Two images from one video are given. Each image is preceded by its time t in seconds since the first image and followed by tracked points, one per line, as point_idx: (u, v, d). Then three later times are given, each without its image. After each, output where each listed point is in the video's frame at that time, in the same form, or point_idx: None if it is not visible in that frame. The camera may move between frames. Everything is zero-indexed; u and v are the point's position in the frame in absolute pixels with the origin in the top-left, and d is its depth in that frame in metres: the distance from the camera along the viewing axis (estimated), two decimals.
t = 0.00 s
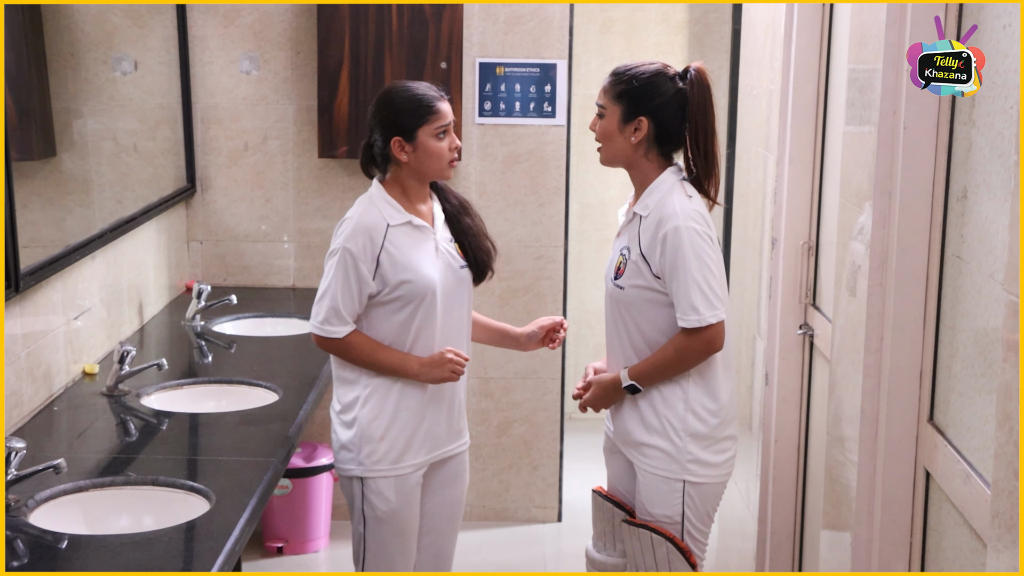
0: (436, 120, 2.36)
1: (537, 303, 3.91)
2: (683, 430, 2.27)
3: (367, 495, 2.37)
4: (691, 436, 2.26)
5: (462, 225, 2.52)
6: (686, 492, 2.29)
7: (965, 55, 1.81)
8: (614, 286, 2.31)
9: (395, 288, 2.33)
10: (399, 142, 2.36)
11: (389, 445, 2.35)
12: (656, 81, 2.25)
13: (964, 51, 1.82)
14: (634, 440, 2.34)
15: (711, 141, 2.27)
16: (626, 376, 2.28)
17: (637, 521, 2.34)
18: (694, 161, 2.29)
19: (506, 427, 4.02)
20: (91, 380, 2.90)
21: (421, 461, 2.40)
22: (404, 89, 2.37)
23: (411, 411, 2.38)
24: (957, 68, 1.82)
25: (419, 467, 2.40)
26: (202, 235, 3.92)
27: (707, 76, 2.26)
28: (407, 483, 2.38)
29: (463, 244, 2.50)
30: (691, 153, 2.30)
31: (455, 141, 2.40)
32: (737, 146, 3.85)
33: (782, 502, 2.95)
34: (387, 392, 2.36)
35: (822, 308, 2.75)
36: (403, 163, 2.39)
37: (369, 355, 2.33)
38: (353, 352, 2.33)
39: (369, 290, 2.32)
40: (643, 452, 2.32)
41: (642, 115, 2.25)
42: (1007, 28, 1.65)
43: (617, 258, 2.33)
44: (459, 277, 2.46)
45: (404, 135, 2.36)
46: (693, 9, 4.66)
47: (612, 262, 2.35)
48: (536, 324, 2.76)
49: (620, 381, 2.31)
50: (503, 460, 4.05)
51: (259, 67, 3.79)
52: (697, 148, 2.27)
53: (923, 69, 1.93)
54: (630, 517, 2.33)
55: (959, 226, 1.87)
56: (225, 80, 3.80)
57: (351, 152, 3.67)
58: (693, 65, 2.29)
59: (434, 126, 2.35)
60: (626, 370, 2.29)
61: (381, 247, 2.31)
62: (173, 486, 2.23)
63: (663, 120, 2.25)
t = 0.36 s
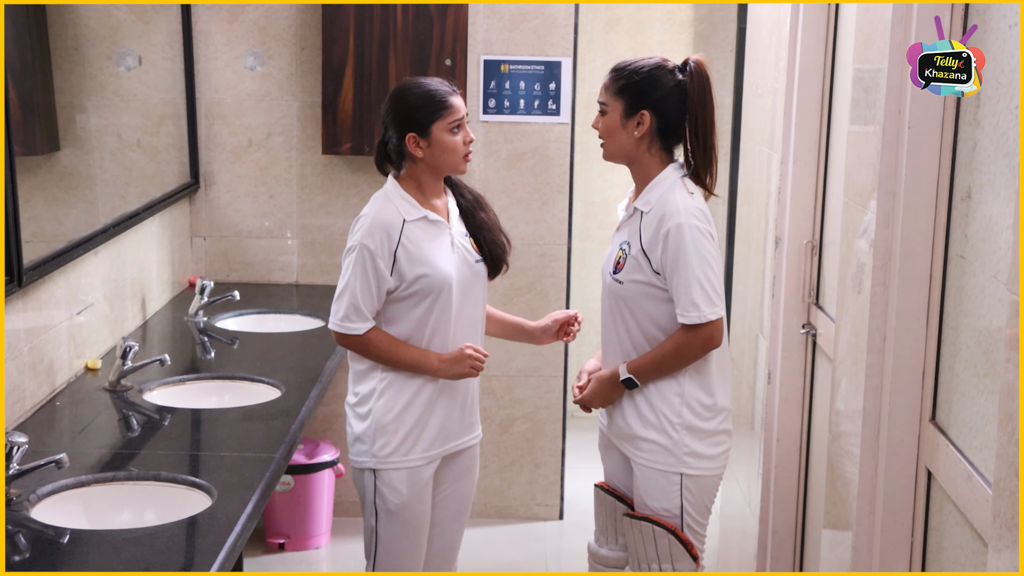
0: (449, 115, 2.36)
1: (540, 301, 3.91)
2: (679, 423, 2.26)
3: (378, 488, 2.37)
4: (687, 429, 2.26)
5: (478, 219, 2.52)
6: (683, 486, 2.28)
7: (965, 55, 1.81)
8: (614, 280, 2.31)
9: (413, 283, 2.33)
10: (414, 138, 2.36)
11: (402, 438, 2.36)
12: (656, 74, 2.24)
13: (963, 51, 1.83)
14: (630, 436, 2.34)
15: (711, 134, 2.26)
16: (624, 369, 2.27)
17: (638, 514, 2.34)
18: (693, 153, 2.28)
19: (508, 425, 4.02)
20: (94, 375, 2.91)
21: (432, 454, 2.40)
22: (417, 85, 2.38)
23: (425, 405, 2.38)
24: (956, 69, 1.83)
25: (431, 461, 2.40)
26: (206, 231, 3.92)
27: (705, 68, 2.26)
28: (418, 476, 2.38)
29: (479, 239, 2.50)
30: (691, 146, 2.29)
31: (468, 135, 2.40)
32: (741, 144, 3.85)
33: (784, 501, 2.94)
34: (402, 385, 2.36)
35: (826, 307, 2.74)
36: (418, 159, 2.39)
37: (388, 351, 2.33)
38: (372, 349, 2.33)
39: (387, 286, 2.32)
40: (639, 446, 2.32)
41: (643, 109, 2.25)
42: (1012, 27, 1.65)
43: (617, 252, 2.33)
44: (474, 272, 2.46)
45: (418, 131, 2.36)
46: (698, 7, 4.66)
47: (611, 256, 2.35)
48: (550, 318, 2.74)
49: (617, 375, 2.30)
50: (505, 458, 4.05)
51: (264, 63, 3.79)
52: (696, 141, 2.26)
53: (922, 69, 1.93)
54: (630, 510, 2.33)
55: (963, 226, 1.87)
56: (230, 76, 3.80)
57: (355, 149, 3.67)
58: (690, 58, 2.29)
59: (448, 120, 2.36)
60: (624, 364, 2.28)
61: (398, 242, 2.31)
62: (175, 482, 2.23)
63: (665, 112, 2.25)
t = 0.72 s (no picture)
0: (446, 110, 2.36)
1: (535, 298, 3.91)
2: (672, 420, 2.26)
3: (379, 481, 2.37)
4: (679, 426, 2.26)
5: (478, 216, 2.54)
6: (677, 482, 2.29)
7: (965, 54, 1.80)
8: (610, 275, 2.32)
9: (415, 279, 2.33)
10: (412, 135, 2.36)
11: (401, 431, 2.36)
12: (651, 71, 2.24)
13: (963, 51, 1.81)
14: (624, 432, 2.34)
15: (706, 129, 2.26)
16: (619, 365, 2.28)
17: (634, 510, 2.34)
18: (689, 147, 2.29)
19: (502, 422, 4.02)
20: (87, 370, 2.90)
21: (431, 447, 2.41)
22: (413, 82, 2.38)
23: (423, 398, 2.38)
24: (957, 68, 1.81)
25: (430, 453, 2.41)
26: (200, 226, 3.91)
27: (699, 65, 2.26)
28: (418, 469, 2.39)
29: (479, 234, 2.51)
30: (686, 142, 2.29)
31: (466, 129, 2.40)
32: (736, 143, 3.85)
33: (776, 499, 2.95)
34: (402, 378, 2.36)
35: (819, 306, 2.74)
36: (418, 155, 2.39)
37: (394, 346, 2.33)
38: (378, 344, 2.33)
39: (390, 282, 2.32)
40: (633, 443, 2.32)
41: (640, 106, 2.24)
42: (1007, 26, 1.65)
43: (612, 246, 2.33)
44: (475, 267, 2.46)
45: (416, 128, 2.36)
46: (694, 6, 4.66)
47: (607, 251, 2.36)
48: (550, 305, 2.73)
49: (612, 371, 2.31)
50: (499, 455, 4.05)
51: (259, 58, 3.78)
52: (692, 136, 2.27)
53: (922, 69, 1.92)
54: (625, 506, 2.33)
55: (956, 225, 1.87)
56: (225, 71, 3.80)
57: (350, 145, 3.66)
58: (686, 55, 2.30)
59: (445, 115, 2.35)
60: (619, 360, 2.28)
61: (400, 238, 2.31)
62: (168, 477, 2.23)
63: (659, 110, 2.25)
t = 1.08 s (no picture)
0: (445, 109, 2.36)
1: (533, 296, 3.91)
2: (676, 418, 2.27)
3: (376, 481, 2.38)
4: (684, 424, 2.26)
5: (473, 214, 2.54)
6: (680, 480, 2.29)
7: (965, 55, 1.79)
8: (614, 270, 2.32)
9: (411, 276, 2.33)
10: (410, 134, 2.36)
11: (398, 431, 2.37)
12: (656, 69, 2.24)
13: (963, 51, 1.80)
14: (628, 429, 2.34)
15: (712, 126, 2.26)
16: (622, 362, 2.28)
17: (637, 507, 2.34)
18: (695, 145, 2.28)
19: (502, 421, 4.02)
20: (86, 371, 2.90)
21: (429, 446, 2.41)
22: (413, 80, 2.38)
23: (422, 397, 2.39)
24: (957, 68, 1.80)
25: (427, 452, 2.41)
26: (199, 227, 3.92)
27: (704, 62, 2.25)
28: (415, 469, 2.40)
29: (474, 232, 2.52)
30: (692, 139, 2.29)
31: (465, 128, 2.40)
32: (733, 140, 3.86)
33: (776, 495, 2.95)
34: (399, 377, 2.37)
35: (818, 303, 2.74)
36: (416, 154, 2.40)
37: (393, 343, 2.33)
38: (377, 342, 2.33)
39: (387, 280, 2.32)
40: (637, 440, 2.32)
41: (644, 105, 2.25)
42: (1004, 22, 1.65)
43: (616, 242, 2.33)
44: (470, 265, 2.47)
45: (414, 126, 2.36)
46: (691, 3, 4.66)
47: (611, 246, 2.36)
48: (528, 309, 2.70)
49: (615, 366, 2.31)
50: (498, 454, 4.05)
51: (256, 58, 3.78)
52: (697, 133, 2.27)
53: (922, 68, 1.92)
54: (629, 504, 2.34)
55: (953, 221, 1.87)
56: (222, 71, 3.80)
57: (347, 145, 3.66)
58: (691, 53, 2.29)
59: (443, 114, 2.36)
60: (622, 357, 2.28)
61: (397, 236, 2.31)
62: (168, 477, 2.23)
63: (664, 108, 2.25)
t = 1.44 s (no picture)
0: (445, 114, 2.37)
1: (534, 294, 3.91)
2: (688, 416, 2.27)
3: (370, 483, 2.39)
4: (696, 422, 2.27)
5: (465, 216, 2.56)
6: (691, 478, 2.29)
7: (965, 54, 1.79)
8: (623, 269, 2.31)
9: (403, 278, 2.34)
10: (407, 135, 2.37)
11: (393, 434, 2.37)
12: (661, 67, 2.24)
13: (963, 51, 1.80)
14: (639, 427, 2.35)
15: (718, 123, 2.27)
16: (633, 360, 2.28)
17: (648, 505, 2.35)
18: (703, 142, 2.29)
19: (504, 419, 4.03)
20: (89, 372, 2.91)
21: (424, 449, 2.42)
22: (412, 81, 2.38)
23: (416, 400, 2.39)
24: (957, 68, 1.80)
25: (421, 455, 2.42)
26: (200, 228, 3.92)
27: (709, 59, 2.26)
28: (409, 470, 2.40)
29: (465, 234, 2.55)
30: (700, 136, 2.30)
31: (461, 136, 2.41)
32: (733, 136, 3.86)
33: (779, 492, 2.95)
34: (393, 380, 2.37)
35: (819, 298, 2.74)
36: (410, 155, 2.40)
37: (379, 353, 2.33)
38: (364, 346, 2.33)
39: (378, 282, 2.33)
40: (648, 439, 2.32)
41: (650, 103, 2.25)
42: (1003, 16, 1.65)
43: (624, 241, 2.33)
44: (462, 266, 2.48)
45: (412, 128, 2.36)
46: None
47: (619, 245, 2.35)
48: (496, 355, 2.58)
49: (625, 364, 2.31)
50: (501, 452, 4.06)
51: (256, 59, 3.79)
52: (705, 129, 2.27)
53: (922, 69, 1.93)
54: (640, 502, 2.34)
55: (954, 215, 1.87)
56: (221, 72, 3.80)
57: (347, 144, 3.66)
58: (695, 49, 2.30)
59: (443, 120, 2.37)
60: (633, 354, 2.28)
61: (389, 237, 2.32)
62: (171, 477, 2.24)
63: (671, 105, 2.25)
